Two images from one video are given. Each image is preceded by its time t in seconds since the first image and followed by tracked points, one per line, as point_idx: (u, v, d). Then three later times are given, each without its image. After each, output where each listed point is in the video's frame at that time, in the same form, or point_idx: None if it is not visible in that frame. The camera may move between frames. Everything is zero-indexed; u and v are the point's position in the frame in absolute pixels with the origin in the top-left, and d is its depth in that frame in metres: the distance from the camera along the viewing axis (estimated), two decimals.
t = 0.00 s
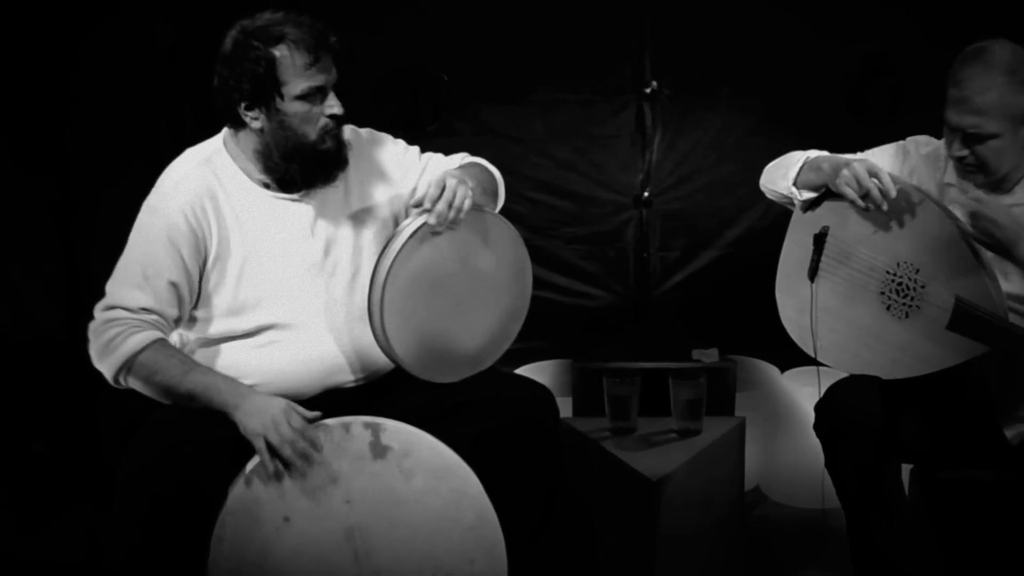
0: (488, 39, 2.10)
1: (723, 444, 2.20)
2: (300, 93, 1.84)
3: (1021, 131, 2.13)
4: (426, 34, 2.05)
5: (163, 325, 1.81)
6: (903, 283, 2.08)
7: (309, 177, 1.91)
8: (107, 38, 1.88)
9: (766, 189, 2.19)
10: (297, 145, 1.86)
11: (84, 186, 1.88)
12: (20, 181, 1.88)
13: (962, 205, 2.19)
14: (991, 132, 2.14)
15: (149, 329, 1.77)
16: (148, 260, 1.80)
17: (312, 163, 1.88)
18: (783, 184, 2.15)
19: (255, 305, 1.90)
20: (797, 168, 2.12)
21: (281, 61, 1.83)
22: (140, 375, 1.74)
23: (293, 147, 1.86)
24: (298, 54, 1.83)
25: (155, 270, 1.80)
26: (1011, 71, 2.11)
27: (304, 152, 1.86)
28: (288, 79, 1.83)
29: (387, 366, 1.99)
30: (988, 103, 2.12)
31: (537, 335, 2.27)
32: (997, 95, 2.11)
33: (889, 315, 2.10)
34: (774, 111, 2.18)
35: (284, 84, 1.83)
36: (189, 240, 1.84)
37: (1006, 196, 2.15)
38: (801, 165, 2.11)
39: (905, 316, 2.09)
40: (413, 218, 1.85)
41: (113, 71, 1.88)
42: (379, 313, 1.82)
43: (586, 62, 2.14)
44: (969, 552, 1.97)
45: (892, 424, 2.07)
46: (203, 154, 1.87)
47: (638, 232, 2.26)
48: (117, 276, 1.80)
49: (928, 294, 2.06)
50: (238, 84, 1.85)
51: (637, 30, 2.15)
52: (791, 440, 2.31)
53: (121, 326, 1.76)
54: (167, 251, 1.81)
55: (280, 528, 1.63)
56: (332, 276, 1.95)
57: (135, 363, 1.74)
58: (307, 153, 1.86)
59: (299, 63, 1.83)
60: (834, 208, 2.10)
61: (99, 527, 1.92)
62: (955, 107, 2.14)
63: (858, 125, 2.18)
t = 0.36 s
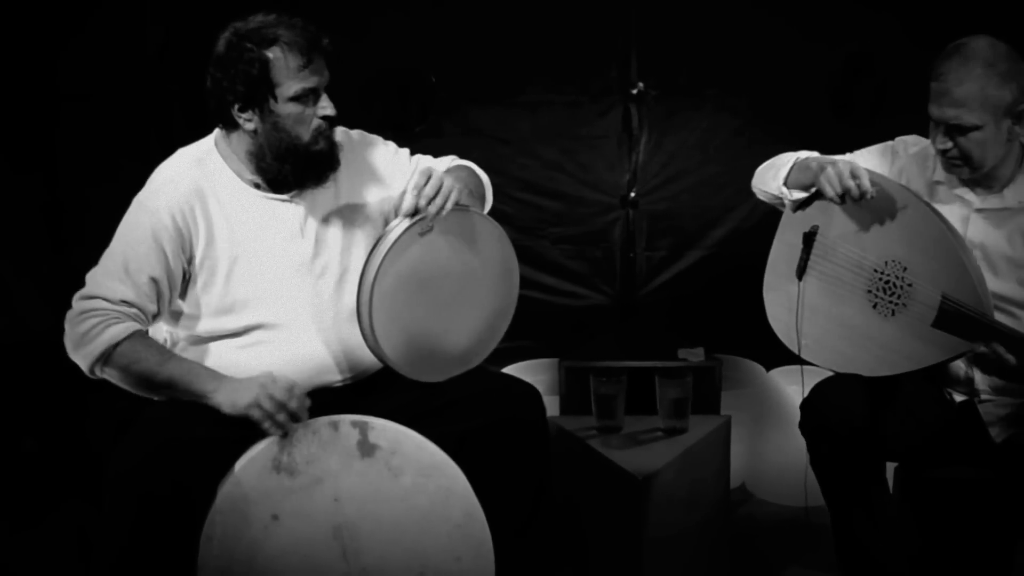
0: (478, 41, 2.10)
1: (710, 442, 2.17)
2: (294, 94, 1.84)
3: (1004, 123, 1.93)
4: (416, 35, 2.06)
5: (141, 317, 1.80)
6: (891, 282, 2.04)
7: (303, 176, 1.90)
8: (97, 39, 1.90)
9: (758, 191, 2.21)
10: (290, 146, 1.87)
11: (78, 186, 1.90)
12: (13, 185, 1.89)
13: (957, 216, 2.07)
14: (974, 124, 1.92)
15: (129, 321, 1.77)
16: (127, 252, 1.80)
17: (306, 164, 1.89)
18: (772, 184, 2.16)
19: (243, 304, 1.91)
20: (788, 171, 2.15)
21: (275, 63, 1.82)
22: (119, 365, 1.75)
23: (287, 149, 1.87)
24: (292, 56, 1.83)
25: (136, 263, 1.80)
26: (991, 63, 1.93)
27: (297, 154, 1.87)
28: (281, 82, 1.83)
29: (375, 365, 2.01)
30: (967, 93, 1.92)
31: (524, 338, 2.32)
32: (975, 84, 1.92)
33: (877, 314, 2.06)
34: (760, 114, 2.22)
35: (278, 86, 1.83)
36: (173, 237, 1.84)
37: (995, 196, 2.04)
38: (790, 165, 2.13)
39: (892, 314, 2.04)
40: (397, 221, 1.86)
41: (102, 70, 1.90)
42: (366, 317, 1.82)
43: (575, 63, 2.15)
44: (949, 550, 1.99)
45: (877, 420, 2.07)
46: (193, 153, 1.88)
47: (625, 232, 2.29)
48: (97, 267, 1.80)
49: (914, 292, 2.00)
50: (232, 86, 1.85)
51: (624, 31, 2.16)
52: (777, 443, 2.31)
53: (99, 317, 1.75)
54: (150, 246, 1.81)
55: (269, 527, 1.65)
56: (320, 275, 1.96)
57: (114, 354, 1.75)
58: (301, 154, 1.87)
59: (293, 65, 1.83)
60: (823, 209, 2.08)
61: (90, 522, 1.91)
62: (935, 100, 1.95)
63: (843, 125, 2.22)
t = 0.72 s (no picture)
0: (464, 41, 2.09)
1: (694, 443, 2.16)
2: (286, 95, 1.90)
3: (989, 138, 2.10)
4: (403, 36, 2.06)
5: (137, 319, 1.84)
6: (881, 279, 2.09)
7: (293, 176, 1.95)
8: (92, 42, 1.93)
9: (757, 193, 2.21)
10: (282, 147, 1.91)
11: (71, 187, 1.92)
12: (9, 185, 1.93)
13: (951, 215, 2.14)
14: (958, 135, 2.10)
15: (125, 322, 1.82)
16: (123, 254, 1.85)
17: (298, 164, 1.94)
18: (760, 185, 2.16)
19: (237, 304, 1.92)
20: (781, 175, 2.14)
21: (267, 64, 1.88)
22: (114, 367, 1.81)
23: (278, 149, 1.91)
24: (282, 57, 1.90)
25: (131, 263, 1.85)
26: (982, 78, 2.09)
27: (289, 154, 1.92)
28: (273, 83, 1.89)
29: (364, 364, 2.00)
30: (954, 105, 2.09)
31: (511, 336, 2.21)
32: (962, 98, 2.09)
33: (865, 311, 2.08)
34: (755, 114, 2.15)
35: (270, 86, 1.88)
36: (168, 239, 1.87)
37: (989, 199, 2.13)
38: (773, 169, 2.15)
39: (881, 311, 2.08)
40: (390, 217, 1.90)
41: (93, 73, 1.93)
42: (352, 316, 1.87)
43: (560, 62, 2.12)
44: (933, 547, 2.03)
45: (868, 415, 2.11)
46: (185, 155, 1.90)
47: (612, 232, 2.20)
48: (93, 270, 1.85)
49: (906, 289, 2.07)
50: (224, 87, 1.90)
51: (610, 32, 2.12)
52: (763, 439, 2.23)
53: (95, 318, 1.81)
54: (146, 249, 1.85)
55: (260, 523, 1.71)
56: (310, 275, 1.97)
57: (109, 355, 1.80)
58: (293, 154, 1.93)
59: (284, 66, 1.90)
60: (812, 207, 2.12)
61: (83, 522, 1.92)
62: (924, 109, 2.11)
63: (829, 125, 2.15)
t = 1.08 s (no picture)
0: (453, 42, 2.10)
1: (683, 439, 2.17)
2: (274, 96, 1.89)
3: (970, 138, 2.07)
4: (393, 36, 2.07)
5: (136, 317, 1.85)
6: (865, 281, 2.11)
7: (280, 176, 1.96)
8: (82, 42, 1.93)
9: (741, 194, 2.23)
10: (270, 147, 1.91)
11: (60, 186, 1.93)
12: None
13: (931, 217, 2.15)
14: (939, 142, 2.07)
15: (125, 323, 1.82)
16: (119, 251, 1.85)
17: (285, 164, 1.94)
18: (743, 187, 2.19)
19: (224, 303, 1.94)
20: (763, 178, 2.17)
21: (255, 65, 1.87)
22: (119, 368, 1.80)
23: (267, 150, 1.91)
24: (270, 58, 1.89)
25: (129, 262, 1.85)
26: (954, 83, 2.06)
27: (277, 154, 1.92)
28: (261, 83, 1.88)
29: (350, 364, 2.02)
30: (930, 114, 2.06)
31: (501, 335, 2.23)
32: (939, 105, 2.05)
33: (848, 311, 2.11)
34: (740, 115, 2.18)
35: (259, 88, 1.88)
36: (161, 234, 1.88)
37: (970, 199, 2.13)
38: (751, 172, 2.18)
39: (864, 311, 2.10)
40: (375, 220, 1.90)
41: (84, 74, 1.93)
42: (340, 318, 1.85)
43: (548, 63, 2.14)
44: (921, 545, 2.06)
45: (852, 419, 2.11)
46: (175, 153, 1.92)
47: (599, 233, 2.22)
48: (92, 270, 1.84)
49: (889, 290, 2.08)
50: (213, 87, 1.89)
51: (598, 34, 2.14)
52: (750, 437, 2.25)
53: (98, 319, 1.80)
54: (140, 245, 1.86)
55: (249, 522, 1.71)
56: (296, 275, 1.99)
57: (114, 357, 1.80)
58: (280, 154, 1.92)
59: (272, 67, 1.88)
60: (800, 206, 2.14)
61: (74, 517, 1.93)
62: (903, 119, 2.09)
63: (816, 125, 2.18)
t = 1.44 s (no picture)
0: (442, 43, 2.11)
1: (672, 437, 2.19)
2: (268, 94, 1.95)
3: (947, 146, 2.11)
4: (383, 37, 2.08)
5: (118, 316, 1.89)
6: (845, 284, 2.12)
7: (275, 175, 1.99)
8: (76, 43, 1.96)
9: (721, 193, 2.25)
10: (265, 145, 1.96)
11: (53, 185, 1.95)
12: None
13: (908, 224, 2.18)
14: (917, 154, 2.12)
15: (105, 318, 1.87)
16: (104, 253, 1.90)
17: (280, 162, 1.98)
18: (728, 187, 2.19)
19: (216, 301, 1.95)
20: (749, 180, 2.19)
21: (249, 64, 1.93)
22: (94, 359, 1.87)
23: (262, 148, 1.96)
24: (265, 58, 1.95)
25: (112, 262, 1.89)
26: (930, 94, 2.09)
27: (271, 153, 1.97)
28: (256, 82, 1.94)
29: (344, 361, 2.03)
30: (907, 127, 2.10)
31: (490, 333, 2.22)
32: (915, 118, 2.09)
33: (829, 314, 2.13)
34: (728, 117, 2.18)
35: (253, 86, 1.93)
36: (149, 238, 1.92)
37: (945, 205, 2.16)
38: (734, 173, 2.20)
39: (844, 315, 2.11)
40: (363, 222, 2.00)
41: (76, 75, 1.95)
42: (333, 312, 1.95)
43: (536, 65, 2.16)
44: (900, 542, 2.10)
45: (835, 418, 2.15)
46: (169, 155, 1.95)
47: (587, 232, 2.22)
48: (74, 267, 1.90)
49: (868, 294, 2.08)
50: (207, 87, 1.94)
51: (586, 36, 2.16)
52: (736, 434, 2.24)
53: (75, 313, 1.87)
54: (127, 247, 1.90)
55: (240, 519, 1.74)
56: (290, 272, 2.00)
57: (89, 348, 1.87)
58: (275, 152, 1.97)
59: (266, 66, 1.94)
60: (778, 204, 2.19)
61: (67, 515, 1.94)
62: (880, 132, 2.13)
63: (802, 128, 2.19)
